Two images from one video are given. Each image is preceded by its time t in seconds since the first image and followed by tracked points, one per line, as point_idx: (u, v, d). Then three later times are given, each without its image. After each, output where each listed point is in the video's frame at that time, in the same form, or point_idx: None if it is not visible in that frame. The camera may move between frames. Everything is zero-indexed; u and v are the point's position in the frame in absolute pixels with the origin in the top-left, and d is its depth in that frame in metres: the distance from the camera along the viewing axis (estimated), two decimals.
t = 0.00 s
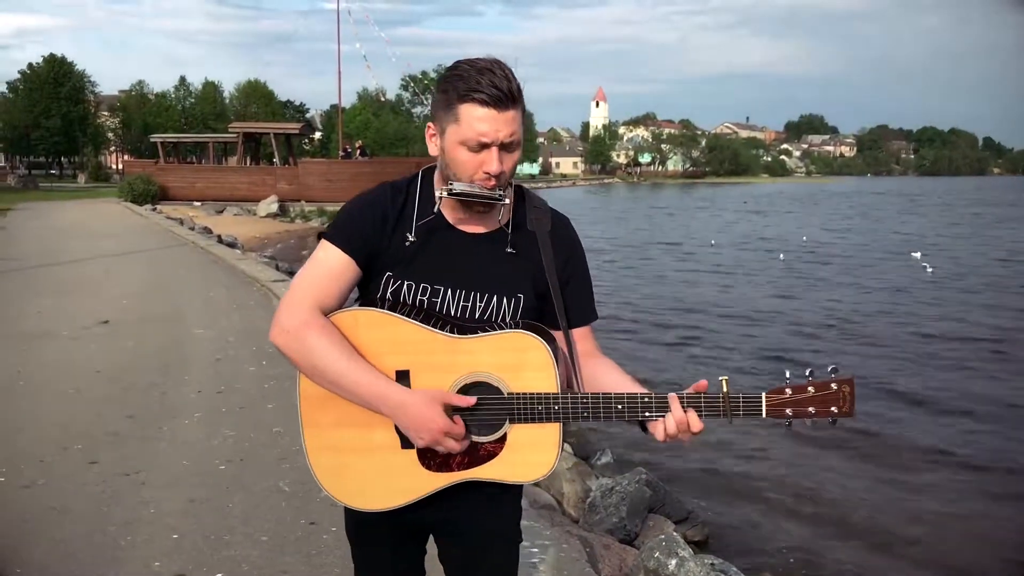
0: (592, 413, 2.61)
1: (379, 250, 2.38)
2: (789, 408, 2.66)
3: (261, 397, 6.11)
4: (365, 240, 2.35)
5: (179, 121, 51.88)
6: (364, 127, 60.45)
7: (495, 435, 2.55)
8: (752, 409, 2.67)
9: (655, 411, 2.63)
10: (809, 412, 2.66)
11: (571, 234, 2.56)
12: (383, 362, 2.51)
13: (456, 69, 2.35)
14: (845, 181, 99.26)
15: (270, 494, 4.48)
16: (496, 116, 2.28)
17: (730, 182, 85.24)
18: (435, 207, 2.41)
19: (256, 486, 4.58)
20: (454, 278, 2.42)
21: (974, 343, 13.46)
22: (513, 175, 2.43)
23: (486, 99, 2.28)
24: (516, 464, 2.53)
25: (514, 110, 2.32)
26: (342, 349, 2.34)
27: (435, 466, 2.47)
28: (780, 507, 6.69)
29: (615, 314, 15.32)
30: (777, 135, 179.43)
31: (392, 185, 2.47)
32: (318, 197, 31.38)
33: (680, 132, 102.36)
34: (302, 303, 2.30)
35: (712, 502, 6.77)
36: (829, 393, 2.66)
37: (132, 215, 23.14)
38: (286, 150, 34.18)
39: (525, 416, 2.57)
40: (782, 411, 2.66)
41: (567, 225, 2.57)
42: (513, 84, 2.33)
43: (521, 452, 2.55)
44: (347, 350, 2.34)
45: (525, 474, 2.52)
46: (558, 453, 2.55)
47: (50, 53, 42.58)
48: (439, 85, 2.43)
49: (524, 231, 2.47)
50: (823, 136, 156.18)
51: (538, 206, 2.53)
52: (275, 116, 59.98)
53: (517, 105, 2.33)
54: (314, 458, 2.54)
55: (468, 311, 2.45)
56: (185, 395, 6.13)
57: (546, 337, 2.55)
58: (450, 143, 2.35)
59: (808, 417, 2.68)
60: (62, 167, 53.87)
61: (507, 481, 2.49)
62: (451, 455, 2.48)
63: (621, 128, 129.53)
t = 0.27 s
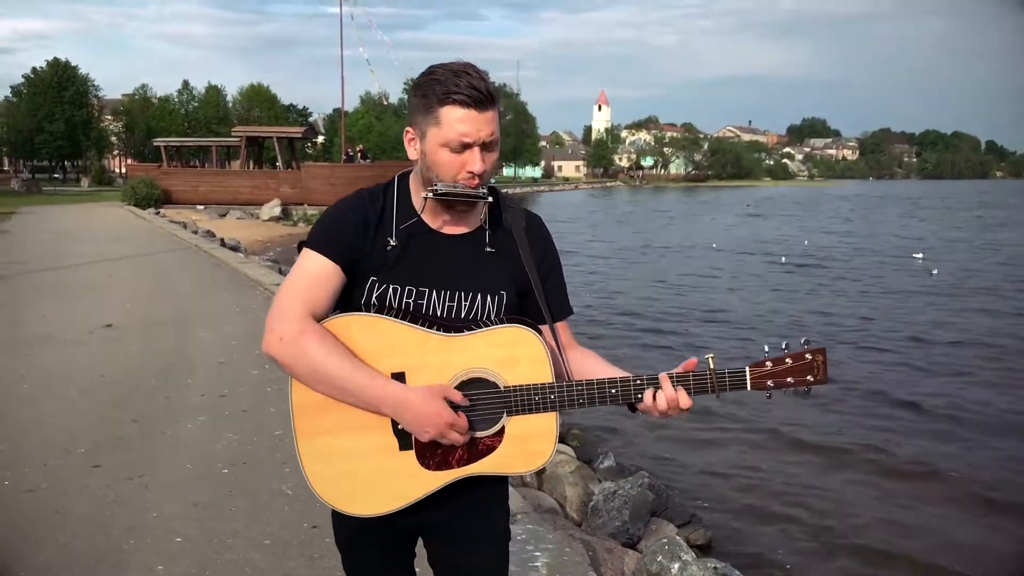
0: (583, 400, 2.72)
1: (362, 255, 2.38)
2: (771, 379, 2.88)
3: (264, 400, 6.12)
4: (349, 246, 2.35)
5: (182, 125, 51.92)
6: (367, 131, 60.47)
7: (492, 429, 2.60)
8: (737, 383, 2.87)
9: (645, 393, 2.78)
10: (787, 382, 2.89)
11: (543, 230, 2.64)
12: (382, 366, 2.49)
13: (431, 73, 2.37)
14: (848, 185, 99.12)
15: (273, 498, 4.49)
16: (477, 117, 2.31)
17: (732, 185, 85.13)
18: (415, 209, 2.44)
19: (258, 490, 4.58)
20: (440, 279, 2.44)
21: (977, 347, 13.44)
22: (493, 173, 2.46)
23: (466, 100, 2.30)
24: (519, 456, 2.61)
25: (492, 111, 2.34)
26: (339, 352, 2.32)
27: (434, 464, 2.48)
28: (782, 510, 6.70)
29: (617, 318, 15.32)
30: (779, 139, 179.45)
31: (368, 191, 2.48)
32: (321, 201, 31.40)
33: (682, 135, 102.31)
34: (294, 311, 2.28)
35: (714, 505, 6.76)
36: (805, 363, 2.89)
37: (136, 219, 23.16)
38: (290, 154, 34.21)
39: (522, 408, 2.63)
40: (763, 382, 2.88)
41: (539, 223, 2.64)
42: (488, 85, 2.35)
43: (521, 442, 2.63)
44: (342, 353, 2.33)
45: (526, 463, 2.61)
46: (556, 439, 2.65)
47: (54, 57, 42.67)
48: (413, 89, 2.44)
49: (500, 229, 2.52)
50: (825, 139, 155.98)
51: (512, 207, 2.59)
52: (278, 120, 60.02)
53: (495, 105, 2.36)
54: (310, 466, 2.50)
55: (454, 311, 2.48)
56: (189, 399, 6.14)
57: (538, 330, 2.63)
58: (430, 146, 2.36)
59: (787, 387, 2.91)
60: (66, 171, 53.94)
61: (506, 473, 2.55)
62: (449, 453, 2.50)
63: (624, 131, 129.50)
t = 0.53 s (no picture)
0: (580, 389, 2.75)
1: (354, 260, 2.37)
2: (755, 360, 2.98)
3: (265, 403, 6.11)
4: (340, 251, 2.34)
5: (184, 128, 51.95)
6: (368, 134, 60.50)
7: (494, 424, 2.62)
8: (724, 365, 2.95)
9: (638, 381, 2.81)
10: (771, 362, 2.99)
11: (524, 228, 2.65)
12: (383, 366, 2.48)
13: (417, 77, 2.36)
14: (850, 188, 99.09)
15: (275, 501, 4.48)
16: (466, 120, 2.32)
17: (734, 188, 85.10)
18: (394, 211, 2.45)
19: (260, 493, 4.58)
20: (433, 279, 2.45)
21: (979, 350, 13.43)
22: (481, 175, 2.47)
23: (455, 103, 2.31)
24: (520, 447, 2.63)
25: (479, 114, 2.36)
26: (340, 354, 2.32)
27: (437, 462, 2.49)
28: (783, 514, 6.69)
29: (619, 321, 15.31)
30: (780, 142, 179.52)
31: (354, 196, 2.47)
32: (323, 204, 31.42)
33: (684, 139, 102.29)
34: (290, 316, 2.27)
35: (716, 508, 6.75)
36: (785, 343, 2.99)
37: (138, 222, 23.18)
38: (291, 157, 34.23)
39: (523, 400, 2.65)
40: (749, 363, 2.98)
41: (521, 224, 2.65)
42: (475, 88, 2.36)
43: (521, 435, 2.65)
44: (343, 355, 2.32)
45: (528, 455, 2.63)
46: (556, 430, 2.67)
47: (56, 60, 42.70)
48: (399, 94, 2.43)
49: (487, 229, 2.54)
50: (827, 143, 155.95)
51: (494, 208, 2.61)
52: (280, 123, 60.06)
53: (482, 109, 2.37)
54: (312, 472, 2.47)
55: (446, 312, 2.50)
56: (190, 401, 6.13)
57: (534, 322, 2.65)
58: (420, 150, 2.36)
59: (770, 367, 3.01)
60: (68, 174, 54.00)
61: (508, 466, 2.57)
62: (452, 450, 2.52)
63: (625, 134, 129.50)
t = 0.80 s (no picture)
0: (583, 389, 2.76)
1: (357, 262, 2.37)
2: (755, 359, 2.97)
3: (266, 405, 6.11)
4: (344, 253, 2.33)
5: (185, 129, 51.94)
6: (369, 136, 60.49)
7: (498, 424, 2.63)
8: (724, 364, 2.95)
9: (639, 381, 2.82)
10: (770, 361, 2.98)
11: (525, 230, 2.66)
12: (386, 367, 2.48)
13: (419, 82, 2.37)
14: (850, 191, 99.06)
15: (275, 503, 4.48)
16: (469, 124, 2.32)
17: (734, 190, 85.05)
18: (402, 213, 2.44)
19: (260, 494, 4.58)
20: (436, 280, 2.45)
21: (979, 353, 13.42)
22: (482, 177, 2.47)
23: (458, 107, 2.31)
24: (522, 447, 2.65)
25: (481, 117, 2.36)
26: (345, 355, 2.31)
27: (442, 462, 2.50)
28: (783, 516, 6.68)
29: (620, 323, 15.32)
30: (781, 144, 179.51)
31: (355, 199, 2.46)
32: (323, 205, 31.42)
33: (685, 141, 102.29)
34: (297, 317, 2.27)
35: (716, 511, 6.75)
36: (784, 343, 2.99)
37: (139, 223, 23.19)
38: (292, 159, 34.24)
39: (527, 400, 2.68)
40: (748, 363, 2.97)
41: (521, 226, 2.67)
42: (477, 92, 2.37)
43: (523, 434, 2.68)
44: (350, 355, 2.32)
45: (530, 455, 2.65)
46: (559, 429, 2.70)
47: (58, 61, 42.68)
48: (401, 97, 2.43)
49: (487, 231, 2.55)
50: (827, 145, 156.00)
51: (495, 211, 2.63)
52: (281, 124, 60.07)
53: (483, 112, 2.38)
54: (317, 474, 2.46)
55: (450, 313, 2.49)
56: (190, 403, 6.13)
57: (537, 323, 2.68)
58: (422, 153, 2.36)
59: (770, 366, 3.01)
60: (69, 175, 54.04)
61: (511, 466, 2.58)
62: (457, 450, 2.53)
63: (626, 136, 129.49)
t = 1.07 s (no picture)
0: (599, 390, 2.75)
1: (373, 257, 2.38)
2: (778, 363, 2.98)
3: (266, 405, 6.12)
4: (361, 248, 2.36)
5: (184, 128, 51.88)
6: (369, 136, 60.47)
7: (512, 422, 2.61)
8: (747, 367, 2.96)
9: (657, 382, 2.80)
10: (793, 365, 2.99)
11: (546, 232, 2.67)
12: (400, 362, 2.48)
13: (438, 78, 2.38)
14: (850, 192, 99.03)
15: (276, 502, 4.48)
16: (484, 119, 2.32)
17: (734, 191, 84.99)
18: (422, 210, 2.46)
19: (260, 494, 4.58)
20: (451, 276, 2.45)
21: (978, 354, 13.42)
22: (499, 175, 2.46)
23: (473, 103, 2.31)
24: (535, 447, 2.62)
25: (498, 114, 2.36)
26: (358, 349, 2.33)
27: (454, 458, 2.50)
28: (783, 517, 6.68)
29: (619, 323, 15.31)
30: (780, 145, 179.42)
31: (375, 196, 2.48)
32: (322, 205, 31.41)
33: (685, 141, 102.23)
34: (311, 311, 2.30)
35: (715, 511, 6.75)
36: (808, 347, 2.99)
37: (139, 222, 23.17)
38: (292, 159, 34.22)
39: (540, 400, 2.65)
40: (771, 367, 2.98)
41: (543, 226, 2.67)
42: (495, 89, 2.37)
43: (539, 433, 2.65)
44: (362, 349, 2.33)
45: (544, 454, 2.62)
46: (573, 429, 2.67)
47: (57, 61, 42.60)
48: (421, 95, 2.45)
49: (506, 230, 2.56)
50: (826, 146, 155.93)
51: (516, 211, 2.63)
52: (280, 124, 60.05)
53: (501, 109, 2.38)
54: (329, 468, 2.48)
55: (465, 309, 2.49)
56: (189, 403, 6.14)
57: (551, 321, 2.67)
58: (439, 148, 2.37)
59: (793, 371, 3.01)
60: (69, 175, 54.01)
61: (524, 465, 2.56)
62: (468, 446, 2.52)
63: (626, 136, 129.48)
